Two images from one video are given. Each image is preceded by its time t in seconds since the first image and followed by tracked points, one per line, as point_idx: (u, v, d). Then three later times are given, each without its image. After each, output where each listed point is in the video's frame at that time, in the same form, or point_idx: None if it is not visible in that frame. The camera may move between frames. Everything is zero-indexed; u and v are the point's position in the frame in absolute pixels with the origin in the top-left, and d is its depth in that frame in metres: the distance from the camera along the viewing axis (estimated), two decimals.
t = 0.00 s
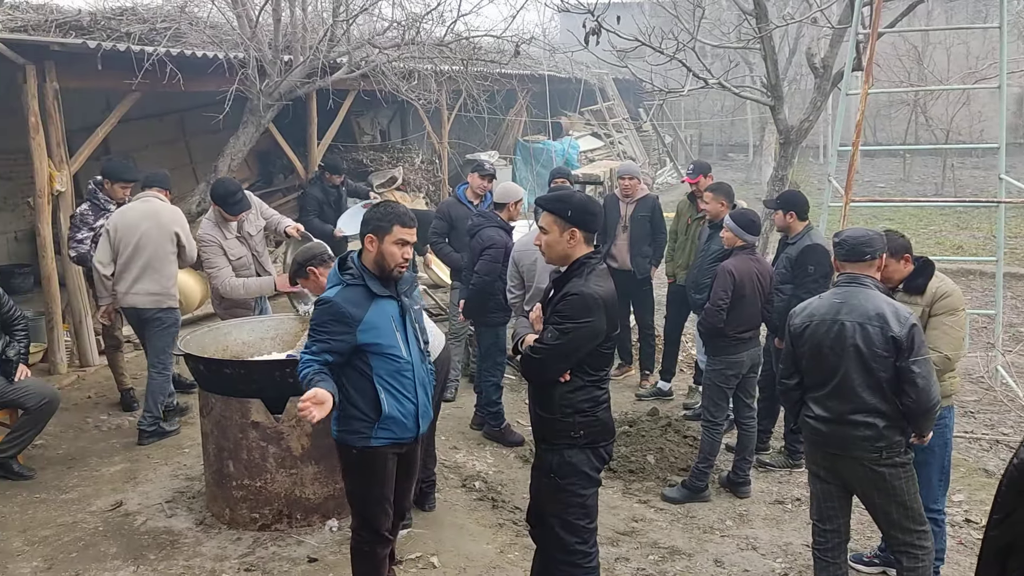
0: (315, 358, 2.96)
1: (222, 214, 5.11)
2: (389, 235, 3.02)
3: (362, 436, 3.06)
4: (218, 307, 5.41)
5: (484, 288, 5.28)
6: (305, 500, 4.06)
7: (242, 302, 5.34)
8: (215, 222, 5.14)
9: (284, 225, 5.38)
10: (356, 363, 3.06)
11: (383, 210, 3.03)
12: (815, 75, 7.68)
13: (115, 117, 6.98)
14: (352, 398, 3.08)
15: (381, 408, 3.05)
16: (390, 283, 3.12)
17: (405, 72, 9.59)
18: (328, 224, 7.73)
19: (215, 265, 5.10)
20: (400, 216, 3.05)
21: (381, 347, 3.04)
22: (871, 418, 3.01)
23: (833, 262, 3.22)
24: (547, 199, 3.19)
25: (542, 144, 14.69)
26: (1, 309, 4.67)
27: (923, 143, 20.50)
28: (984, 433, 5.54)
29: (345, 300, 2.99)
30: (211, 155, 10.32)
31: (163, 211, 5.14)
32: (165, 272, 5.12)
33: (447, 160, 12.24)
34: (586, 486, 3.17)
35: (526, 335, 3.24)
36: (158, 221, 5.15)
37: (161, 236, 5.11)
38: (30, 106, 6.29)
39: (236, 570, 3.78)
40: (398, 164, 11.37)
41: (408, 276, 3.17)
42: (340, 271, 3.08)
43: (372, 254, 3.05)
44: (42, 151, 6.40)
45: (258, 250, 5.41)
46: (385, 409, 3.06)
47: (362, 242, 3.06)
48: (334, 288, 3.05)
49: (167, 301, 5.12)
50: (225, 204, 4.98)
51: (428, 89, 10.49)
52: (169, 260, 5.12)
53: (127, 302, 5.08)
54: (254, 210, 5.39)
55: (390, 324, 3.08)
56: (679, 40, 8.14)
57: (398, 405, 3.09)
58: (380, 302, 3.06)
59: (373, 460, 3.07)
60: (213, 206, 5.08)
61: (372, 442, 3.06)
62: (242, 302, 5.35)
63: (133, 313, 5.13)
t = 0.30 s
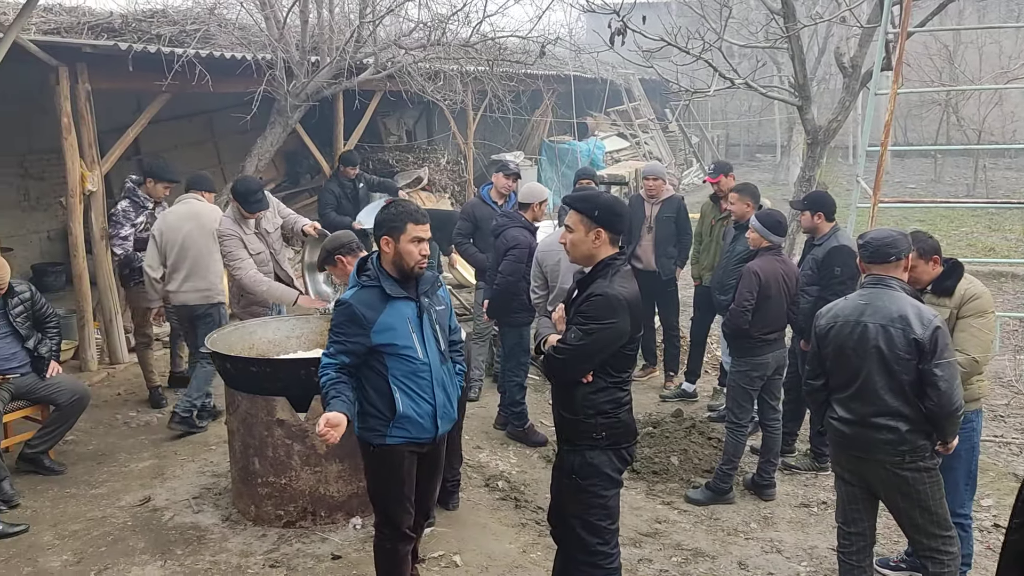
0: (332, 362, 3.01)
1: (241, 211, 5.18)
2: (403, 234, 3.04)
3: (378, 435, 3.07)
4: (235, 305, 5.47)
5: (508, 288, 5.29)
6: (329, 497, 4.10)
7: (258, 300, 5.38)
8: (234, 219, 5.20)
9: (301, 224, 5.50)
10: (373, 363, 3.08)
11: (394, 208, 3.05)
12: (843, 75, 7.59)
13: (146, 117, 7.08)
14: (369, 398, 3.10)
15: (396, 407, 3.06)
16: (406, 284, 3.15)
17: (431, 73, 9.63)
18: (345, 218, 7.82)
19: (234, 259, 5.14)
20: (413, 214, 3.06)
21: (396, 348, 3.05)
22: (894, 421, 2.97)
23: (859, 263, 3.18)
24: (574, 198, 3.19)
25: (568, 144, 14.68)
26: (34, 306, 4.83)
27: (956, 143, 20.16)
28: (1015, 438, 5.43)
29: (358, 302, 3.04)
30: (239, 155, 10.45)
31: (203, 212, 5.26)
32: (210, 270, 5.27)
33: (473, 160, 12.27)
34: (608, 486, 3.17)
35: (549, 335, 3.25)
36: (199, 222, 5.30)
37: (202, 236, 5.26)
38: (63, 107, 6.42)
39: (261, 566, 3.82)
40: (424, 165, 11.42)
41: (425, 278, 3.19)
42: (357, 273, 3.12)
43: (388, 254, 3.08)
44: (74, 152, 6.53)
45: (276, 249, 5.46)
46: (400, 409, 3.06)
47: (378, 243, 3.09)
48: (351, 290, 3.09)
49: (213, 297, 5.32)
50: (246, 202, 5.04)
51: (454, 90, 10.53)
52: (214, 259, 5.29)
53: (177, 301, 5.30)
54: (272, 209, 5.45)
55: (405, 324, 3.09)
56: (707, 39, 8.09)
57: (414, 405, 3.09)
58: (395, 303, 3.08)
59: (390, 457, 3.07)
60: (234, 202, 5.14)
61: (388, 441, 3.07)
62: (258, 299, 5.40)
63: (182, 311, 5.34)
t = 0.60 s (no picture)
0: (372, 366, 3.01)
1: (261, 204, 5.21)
2: (429, 233, 3.06)
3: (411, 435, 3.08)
4: (240, 302, 5.36)
5: (534, 289, 5.29)
6: (353, 495, 4.14)
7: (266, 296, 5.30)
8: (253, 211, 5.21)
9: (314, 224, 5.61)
10: (406, 364, 3.09)
11: (418, 208, 3.08)
12: (874, 75, 7.49)
13: (177, 118, 7.20)
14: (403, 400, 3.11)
15: (430, 407, 3.07)
16: (435, 284, 3.17)
17: (458, 74, 9.67)
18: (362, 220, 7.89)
19: (249, 248, 5.09)
20: (437, 214, 3.08)
21: (430, 347, 3.07)
22: (921, 425, 2.93)
23: (886, 265, 3.14)
24: (601, 198, 3.18)
25: (594, 145, 14.64)
26: (67, 304, 4.97)
27: (990, 145, 19.78)
28: None
29: (392, 303, 3.04)
30: (268, 155, 10.57)
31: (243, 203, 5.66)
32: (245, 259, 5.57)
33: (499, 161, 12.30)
34: (631, 488, 3.16)
35: (570, 335, 3.25)
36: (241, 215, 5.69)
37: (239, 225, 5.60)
38: (96, 109, 6.54)
39: (286, 563, 3.86)
40: (450, 166, 11.47)
41: (451, 278, 3.22)
42: (386, 276, 3.13)
43: (415, 254, 3.10)
44: (107, 153, 6.65)
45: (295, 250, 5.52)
46: (434, 408, 3.08)
47: (404, 244, 3.12)
48: (382, 293, 3.10)
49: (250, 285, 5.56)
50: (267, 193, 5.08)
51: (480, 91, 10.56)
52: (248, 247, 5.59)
53: (217, 292, 5.55)
54: (289, 210, 5.50)
55: (437, 323, 3.11)
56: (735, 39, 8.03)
57: (447, 405, 3.11)
58: (425, 303, 3.10)
59: (421, 457, 3.09)
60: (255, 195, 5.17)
61: (422, 441, 3.08)
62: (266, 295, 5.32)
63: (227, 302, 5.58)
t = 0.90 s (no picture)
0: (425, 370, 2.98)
1: (279, 204, 5.27)
2: (462, 235, 3.07)
3: (453, 436, 3.11)
4: (255, 301, 5.41)
5: (562, 290, 5.29)
6: (381, 494, 4.18)
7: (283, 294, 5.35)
8: (271, 209, 5.28)
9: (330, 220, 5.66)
10: (447, 367, 3.10)
11: (449, 210, 3.08)
12: (909, 76, 7.38)
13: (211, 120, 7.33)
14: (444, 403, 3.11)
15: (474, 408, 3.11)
16: (467, 286, 3.19)
17: (487, 75, 9.71)
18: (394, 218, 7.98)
19: (272, 247, 5.18)
20: (467, 216, 3.09)
21: (472, 349, 3.11)
22: (953, 429, 2.89)
23: (918, 267, 3.09)
24: (630, 199, 3.18)
25: (624, 146, 14.57)
26: (102, 302, 5.07)
27: None
28: None
29: (436, 305, 3.04)
30: (299, 156, 10.69)
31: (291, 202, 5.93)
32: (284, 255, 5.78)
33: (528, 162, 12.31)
34: (657, 491, 3.15)
35: (596, 336, 3.24)
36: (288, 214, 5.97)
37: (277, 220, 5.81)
38: (132, 110, 6.67)
39: (314, 560, 3.91)
40: (480, 167, 11.51)
41: (481, 278, 3.25)
42: (421, 279, 3.10)
43: (446, 256, 3.11)
44: (142, 154, 6.78)
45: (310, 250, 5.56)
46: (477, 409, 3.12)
47: (435, 246, 3.12)
48: (420, 297, 3.07)
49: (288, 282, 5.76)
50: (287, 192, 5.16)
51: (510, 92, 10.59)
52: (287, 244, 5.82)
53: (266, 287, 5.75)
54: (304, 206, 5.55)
55: (475, 323, 3.14)
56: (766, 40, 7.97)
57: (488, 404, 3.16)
58: (463, 304, 3.12)
59: (461, 457, 3.12)
60: (273, 193, 5.24)
61: (464, 442, 3.12)
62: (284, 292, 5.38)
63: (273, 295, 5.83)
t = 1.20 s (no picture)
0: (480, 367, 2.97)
1: (300, 211, 4.86)
2: (498, 238, 3.08)
3: (497, 438, 3.12)
4: (277, 315, 4.83)
5: (594, 291, 5.29)
6: (413, 494, 4.23)
7: (312, 301, 4.89)
8: (292, 219, 4.84)
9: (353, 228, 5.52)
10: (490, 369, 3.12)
11: (486, 214, 3.08)
12: (950, 75, 7.24)
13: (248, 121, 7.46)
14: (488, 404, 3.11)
15: (518, 408, 3.14)
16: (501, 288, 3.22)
17: (521, 77, 9.74)
18: (428, 216, 8.05)
19: (302, 258, 4.73)
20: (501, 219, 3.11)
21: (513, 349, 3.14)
22: (992, 435, 2.84)
23: (956, 271, 3.05)
24: (663, 201, 3.17)
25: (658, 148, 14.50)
26: (141, 301, 5.19)
27: None
28: None
29: (477, 307, 3.06)
30: (334, 157, 10.82)
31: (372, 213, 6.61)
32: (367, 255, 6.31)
33: (562, 163, 12.31)
34: (690, 495, 3.14)
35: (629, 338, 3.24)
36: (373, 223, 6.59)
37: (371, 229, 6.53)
38: (171, 112, 6.82)
39: (347, 558, 3.96)
40: (512, 168, 11.54)
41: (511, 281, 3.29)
42: (458, 283, 3.11)
43: (480, 260, 3.12)
44: (180, 154, 6.92)
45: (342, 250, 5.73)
46: (521, 409, 3.15)
47: (469, 250, 3.14)
48: (461, 299, 3.08)
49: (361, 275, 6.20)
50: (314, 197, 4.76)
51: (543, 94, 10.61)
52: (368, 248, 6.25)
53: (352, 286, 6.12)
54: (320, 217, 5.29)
55: (511, 324, 3.18)
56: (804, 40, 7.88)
57: (527, 403, 3.21)
58: (499, 305, 3.15)
59: (505, 459, 3.14)
60: (293, 202, 4.83)
61: (508, 443, 3.14)
62: (310, 302, 4.86)
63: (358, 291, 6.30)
